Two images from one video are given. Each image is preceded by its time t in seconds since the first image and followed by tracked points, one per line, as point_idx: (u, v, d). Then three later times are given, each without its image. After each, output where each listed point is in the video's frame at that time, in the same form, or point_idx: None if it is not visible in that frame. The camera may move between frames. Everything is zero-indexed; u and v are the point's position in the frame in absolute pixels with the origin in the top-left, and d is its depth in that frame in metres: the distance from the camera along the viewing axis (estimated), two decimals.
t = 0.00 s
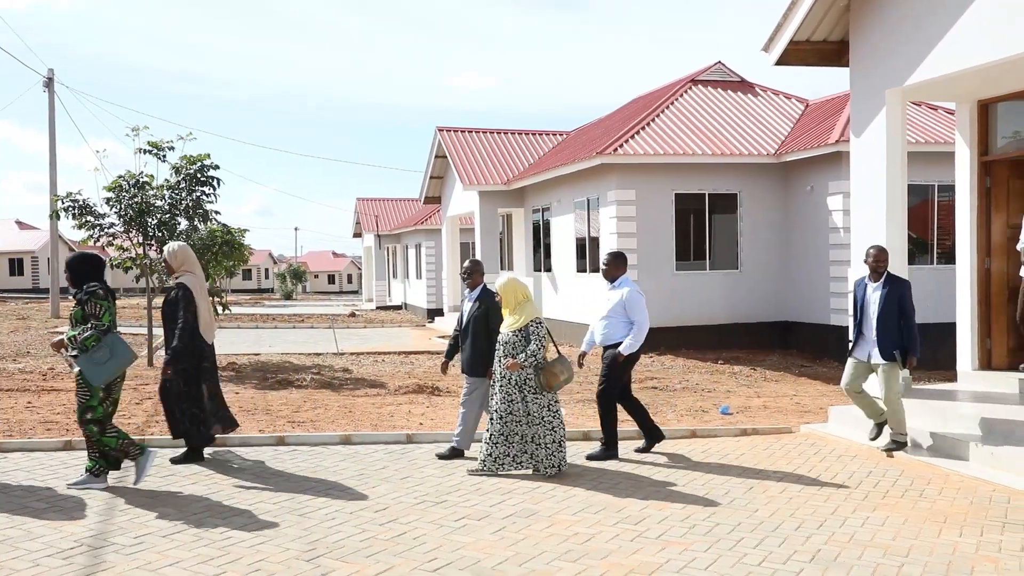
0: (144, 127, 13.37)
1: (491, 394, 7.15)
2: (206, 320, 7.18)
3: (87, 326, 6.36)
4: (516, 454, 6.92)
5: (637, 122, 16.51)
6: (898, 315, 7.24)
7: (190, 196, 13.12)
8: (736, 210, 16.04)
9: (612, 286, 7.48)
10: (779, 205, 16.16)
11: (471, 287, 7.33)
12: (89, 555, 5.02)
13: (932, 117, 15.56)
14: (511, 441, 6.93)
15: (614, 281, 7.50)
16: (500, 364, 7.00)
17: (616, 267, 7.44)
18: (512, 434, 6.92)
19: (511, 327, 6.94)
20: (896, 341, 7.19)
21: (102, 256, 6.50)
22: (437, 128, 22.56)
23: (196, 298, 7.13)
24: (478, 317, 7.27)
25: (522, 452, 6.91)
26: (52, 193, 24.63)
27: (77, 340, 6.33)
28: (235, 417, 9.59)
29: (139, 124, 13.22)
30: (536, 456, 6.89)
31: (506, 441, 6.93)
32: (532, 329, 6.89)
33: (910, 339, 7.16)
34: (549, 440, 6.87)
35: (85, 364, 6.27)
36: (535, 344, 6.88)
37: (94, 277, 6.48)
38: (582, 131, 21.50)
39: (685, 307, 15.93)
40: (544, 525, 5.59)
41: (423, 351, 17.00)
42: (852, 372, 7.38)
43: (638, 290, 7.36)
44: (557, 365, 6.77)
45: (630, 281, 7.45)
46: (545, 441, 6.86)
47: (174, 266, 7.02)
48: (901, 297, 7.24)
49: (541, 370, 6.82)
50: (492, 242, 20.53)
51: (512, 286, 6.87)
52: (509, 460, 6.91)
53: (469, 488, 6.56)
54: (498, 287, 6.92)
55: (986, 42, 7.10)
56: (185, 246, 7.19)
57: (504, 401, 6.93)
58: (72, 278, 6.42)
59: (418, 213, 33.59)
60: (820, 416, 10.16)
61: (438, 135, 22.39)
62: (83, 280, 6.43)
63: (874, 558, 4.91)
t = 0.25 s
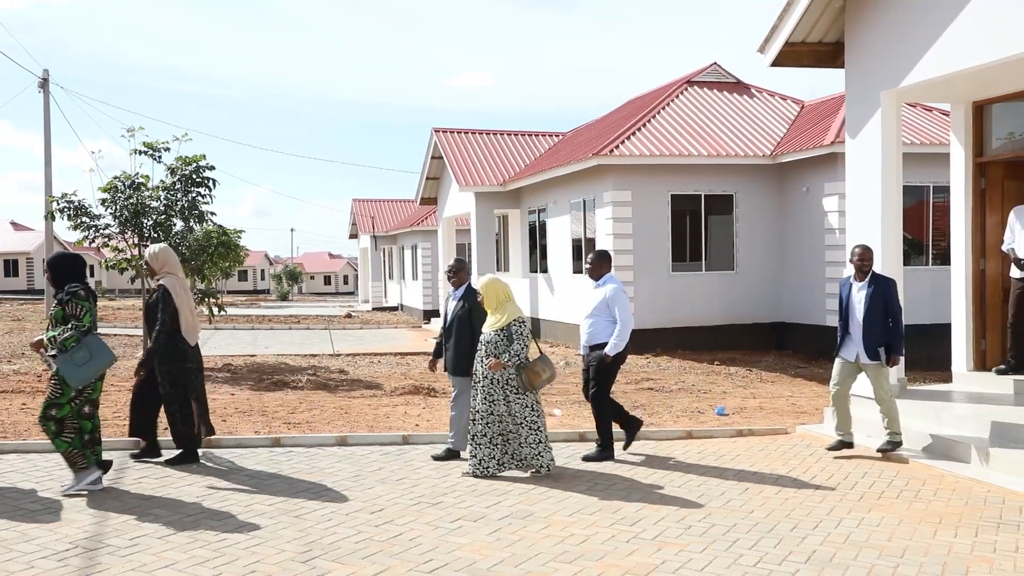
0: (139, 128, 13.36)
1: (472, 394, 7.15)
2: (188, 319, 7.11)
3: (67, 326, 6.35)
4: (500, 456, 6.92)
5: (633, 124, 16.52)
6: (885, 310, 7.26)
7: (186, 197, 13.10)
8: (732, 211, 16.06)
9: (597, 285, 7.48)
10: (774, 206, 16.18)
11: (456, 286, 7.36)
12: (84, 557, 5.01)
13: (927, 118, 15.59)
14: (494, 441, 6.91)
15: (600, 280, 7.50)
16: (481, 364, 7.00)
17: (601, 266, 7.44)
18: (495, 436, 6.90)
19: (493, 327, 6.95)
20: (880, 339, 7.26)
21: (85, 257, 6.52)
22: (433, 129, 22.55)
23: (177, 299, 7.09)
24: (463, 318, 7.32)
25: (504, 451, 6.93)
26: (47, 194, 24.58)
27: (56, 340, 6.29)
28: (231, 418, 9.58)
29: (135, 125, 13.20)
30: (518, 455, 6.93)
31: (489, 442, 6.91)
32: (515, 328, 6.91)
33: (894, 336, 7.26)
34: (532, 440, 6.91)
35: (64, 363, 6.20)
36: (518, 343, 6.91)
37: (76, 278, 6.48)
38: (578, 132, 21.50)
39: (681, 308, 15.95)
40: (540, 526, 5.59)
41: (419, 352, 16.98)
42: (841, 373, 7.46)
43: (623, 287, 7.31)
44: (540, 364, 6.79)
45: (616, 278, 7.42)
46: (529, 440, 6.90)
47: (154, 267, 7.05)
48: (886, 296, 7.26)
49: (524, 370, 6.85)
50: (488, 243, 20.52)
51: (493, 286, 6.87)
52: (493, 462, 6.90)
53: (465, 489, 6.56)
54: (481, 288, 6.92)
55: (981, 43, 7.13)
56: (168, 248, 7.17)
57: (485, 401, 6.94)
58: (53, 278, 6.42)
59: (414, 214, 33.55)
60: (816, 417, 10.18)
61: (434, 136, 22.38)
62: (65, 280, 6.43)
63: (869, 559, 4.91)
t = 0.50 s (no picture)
0: (134, 129, 13.36)
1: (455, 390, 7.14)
2: (169, 321, 7.03)
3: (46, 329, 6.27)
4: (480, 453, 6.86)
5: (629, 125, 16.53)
6: (866, 316, 7.21)
7: (181, 198, 13.10)
8: (728, 212, 16.07)
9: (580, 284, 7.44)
10: (770, 208, 16.20)
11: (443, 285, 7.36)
12: (79, 558, 5.00)
13: (922, 120, 15.62)
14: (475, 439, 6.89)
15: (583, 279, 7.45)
16: (465, 361, 7.00)
17: (584, 265, 7.40)
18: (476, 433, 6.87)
19: (476, 324, 6.95)
20: (864, 344, 7.18)
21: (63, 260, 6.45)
22: (429, 130, 22.55)
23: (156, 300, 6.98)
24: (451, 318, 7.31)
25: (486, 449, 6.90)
26: (43, 194, 24.52)
27: (35, 344, 6.22)
28: (227, 419, 9.56)
29: (130, 126, 13.20)
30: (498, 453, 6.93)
31: (469, 440, 6.89)
32: (499, 325, 6.90)
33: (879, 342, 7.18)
34: (513, 439, 6.92)
35: (45, 367, 6.15)
36: (502, 340, 6.90)
37: (54, 281, 6.40)
38: (574, 133, 21.51)
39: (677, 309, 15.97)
40: (536, 527, 5.59)
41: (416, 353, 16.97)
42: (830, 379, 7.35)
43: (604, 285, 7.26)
44: (521, 364, 6.84)
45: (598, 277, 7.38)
46: (509, 439, 6.91)
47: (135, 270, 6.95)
48: (869, 300, 7.20)
49: (506, 367, 6.86)
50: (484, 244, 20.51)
51: (475, 284, 6.88)
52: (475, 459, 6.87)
53: (460, 490, 6.55)
54: (462, 287, 6.94)
55: (976, 45, 7.14)
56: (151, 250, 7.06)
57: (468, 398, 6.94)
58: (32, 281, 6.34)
59: (411, 215, 33.53)
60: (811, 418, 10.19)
61: (430, 137, 22.37)
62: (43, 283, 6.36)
63: (864, 559, 4.92)
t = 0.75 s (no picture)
0: (130, 129, 13.34)
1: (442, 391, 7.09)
2: (146, 318, 7.02)
3: (21, 334, 6.26)
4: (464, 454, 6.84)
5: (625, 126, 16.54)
6: (846, 322, 7.23)
7: (177, 199, 13.07)
8: (723, 214, 16.10)
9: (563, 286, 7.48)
10: (766, 210, 16.23)
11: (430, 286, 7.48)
12: (73, 559, 4.99)
13: (917, 122, 15.67)
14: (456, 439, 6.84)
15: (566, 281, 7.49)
16: (451, 362, 6.96)
17: (567, 267, 7.41)
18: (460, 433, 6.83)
19: (462, 325, 6.92)
20: (846, 351, 7.22)
21: (36, 264, 6.44)
22: (426, 131, 22.54)
23: (133, 299, 6.99)
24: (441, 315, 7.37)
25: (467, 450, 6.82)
26: (37, 195, 24.44)
27: (12, 349, 6.22)
28: (222, 421, 9.54)
29: (125, 126, 13.17)
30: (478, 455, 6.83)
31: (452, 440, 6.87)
32: (485, 326, 6.86)
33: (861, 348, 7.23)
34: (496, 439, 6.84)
35: (24, 372, 6.15)
36: (488, 340, 6.85)
37: (27, 285, 6.40)
38: (570, 135, 21.52)
39: (673, 311, 16.00)
40: (531, 528, 5.59)
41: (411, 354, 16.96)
42: (808, 386, 7.40)
43: (587, 287, 7.32)
44: (507, 364, 6.82)
45: (582, 278, 7.43)
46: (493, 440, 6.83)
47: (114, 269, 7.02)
48: (848, 307, 7.22)
49: (492, 367, 6.84)
50: (480, 245, 20.51)
51: (459, 285, 6.88)
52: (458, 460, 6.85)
53: (457, 492, 6.56)
54: (445, 288, 6.93)
55: (971, 48, 7.17)
56: (128, 248, 7.09)
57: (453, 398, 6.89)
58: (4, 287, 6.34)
59: (406, 216, 33.51)
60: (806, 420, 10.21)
61: (426, 138, 22.35)
62: (16, 288, 6.35)
63: (859, 561, 4.93)
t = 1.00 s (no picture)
0: (127, 131, 13.32)
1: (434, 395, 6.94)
2: (126, 318, 7.09)
3: None
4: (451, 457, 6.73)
5: (623, 127, 16.54)
6: (829, 321, 7.26)
7: (175, 200, 13.06)
8: (721, 215, 16.11)
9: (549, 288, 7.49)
10: (763, 211, 16.24)
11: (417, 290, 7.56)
12: (72, 561, 4.98)
13: (914, 123, 15.70)
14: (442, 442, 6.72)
15: (551, 284, 7.51)
16: (440, 364, 6.83)
17: (552, 269, 7.48)
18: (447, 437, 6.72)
19: (449, 328, 6.81)
20: (829, 351, 7.22)
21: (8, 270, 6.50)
22: (423, 132, 22.53)
23: (114, 298, 7.06)
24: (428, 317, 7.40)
25: (453, 453, 6.72)
26: (35, 196, 24.42)
27: None
28: (221, 422, 9.54)
29: (123, 128, 13.17)
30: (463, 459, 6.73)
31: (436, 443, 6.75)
32: (473, 328, 6.77)
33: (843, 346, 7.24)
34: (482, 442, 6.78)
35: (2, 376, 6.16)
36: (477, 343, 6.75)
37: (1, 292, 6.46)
38: (568, 136, 21.53)
39: (672, 312, 16.00)
40: (530, 529, 5.59)
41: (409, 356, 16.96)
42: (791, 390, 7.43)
43: (573, 289, 7.35)
44: (497, 365, 6.76)
45: (567, 281, 7.47)
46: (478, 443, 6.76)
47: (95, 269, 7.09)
48: (831, 306, 7.26)
49: (482, 370, 6.75)
50: (478, 246, 20.51)
51: (445, 288, 6.76)
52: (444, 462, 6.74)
53: (456, 493, 6.56)
54: (433, 291, 6.81)
55: (968, 49, 7.18)
56: (108, 248, 7.18)
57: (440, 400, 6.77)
58: None
59: (404, 217, 33.51)
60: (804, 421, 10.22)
61: (424, 140, 22.35)
62: None
63: (857, 561, 4.94)
